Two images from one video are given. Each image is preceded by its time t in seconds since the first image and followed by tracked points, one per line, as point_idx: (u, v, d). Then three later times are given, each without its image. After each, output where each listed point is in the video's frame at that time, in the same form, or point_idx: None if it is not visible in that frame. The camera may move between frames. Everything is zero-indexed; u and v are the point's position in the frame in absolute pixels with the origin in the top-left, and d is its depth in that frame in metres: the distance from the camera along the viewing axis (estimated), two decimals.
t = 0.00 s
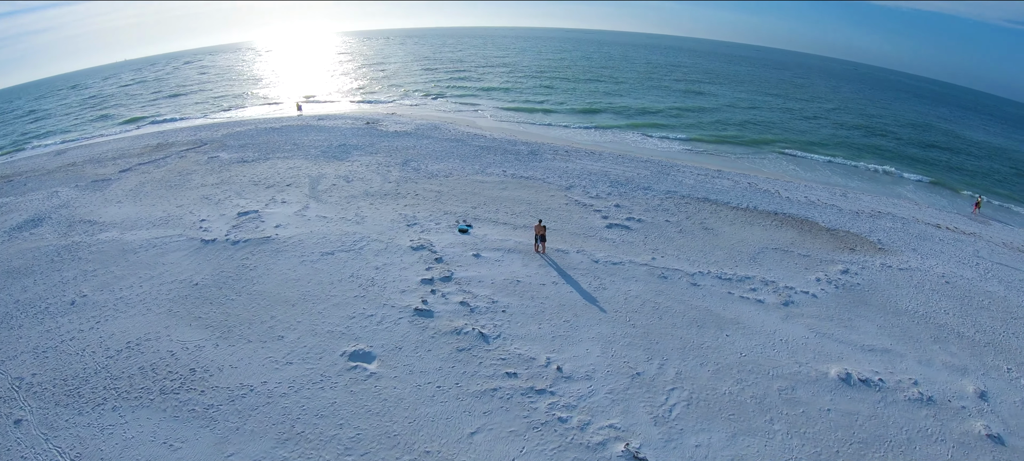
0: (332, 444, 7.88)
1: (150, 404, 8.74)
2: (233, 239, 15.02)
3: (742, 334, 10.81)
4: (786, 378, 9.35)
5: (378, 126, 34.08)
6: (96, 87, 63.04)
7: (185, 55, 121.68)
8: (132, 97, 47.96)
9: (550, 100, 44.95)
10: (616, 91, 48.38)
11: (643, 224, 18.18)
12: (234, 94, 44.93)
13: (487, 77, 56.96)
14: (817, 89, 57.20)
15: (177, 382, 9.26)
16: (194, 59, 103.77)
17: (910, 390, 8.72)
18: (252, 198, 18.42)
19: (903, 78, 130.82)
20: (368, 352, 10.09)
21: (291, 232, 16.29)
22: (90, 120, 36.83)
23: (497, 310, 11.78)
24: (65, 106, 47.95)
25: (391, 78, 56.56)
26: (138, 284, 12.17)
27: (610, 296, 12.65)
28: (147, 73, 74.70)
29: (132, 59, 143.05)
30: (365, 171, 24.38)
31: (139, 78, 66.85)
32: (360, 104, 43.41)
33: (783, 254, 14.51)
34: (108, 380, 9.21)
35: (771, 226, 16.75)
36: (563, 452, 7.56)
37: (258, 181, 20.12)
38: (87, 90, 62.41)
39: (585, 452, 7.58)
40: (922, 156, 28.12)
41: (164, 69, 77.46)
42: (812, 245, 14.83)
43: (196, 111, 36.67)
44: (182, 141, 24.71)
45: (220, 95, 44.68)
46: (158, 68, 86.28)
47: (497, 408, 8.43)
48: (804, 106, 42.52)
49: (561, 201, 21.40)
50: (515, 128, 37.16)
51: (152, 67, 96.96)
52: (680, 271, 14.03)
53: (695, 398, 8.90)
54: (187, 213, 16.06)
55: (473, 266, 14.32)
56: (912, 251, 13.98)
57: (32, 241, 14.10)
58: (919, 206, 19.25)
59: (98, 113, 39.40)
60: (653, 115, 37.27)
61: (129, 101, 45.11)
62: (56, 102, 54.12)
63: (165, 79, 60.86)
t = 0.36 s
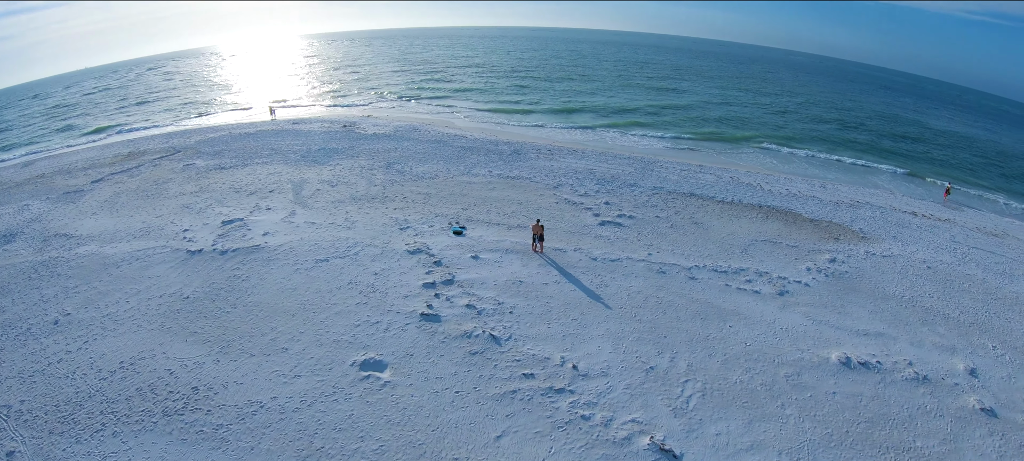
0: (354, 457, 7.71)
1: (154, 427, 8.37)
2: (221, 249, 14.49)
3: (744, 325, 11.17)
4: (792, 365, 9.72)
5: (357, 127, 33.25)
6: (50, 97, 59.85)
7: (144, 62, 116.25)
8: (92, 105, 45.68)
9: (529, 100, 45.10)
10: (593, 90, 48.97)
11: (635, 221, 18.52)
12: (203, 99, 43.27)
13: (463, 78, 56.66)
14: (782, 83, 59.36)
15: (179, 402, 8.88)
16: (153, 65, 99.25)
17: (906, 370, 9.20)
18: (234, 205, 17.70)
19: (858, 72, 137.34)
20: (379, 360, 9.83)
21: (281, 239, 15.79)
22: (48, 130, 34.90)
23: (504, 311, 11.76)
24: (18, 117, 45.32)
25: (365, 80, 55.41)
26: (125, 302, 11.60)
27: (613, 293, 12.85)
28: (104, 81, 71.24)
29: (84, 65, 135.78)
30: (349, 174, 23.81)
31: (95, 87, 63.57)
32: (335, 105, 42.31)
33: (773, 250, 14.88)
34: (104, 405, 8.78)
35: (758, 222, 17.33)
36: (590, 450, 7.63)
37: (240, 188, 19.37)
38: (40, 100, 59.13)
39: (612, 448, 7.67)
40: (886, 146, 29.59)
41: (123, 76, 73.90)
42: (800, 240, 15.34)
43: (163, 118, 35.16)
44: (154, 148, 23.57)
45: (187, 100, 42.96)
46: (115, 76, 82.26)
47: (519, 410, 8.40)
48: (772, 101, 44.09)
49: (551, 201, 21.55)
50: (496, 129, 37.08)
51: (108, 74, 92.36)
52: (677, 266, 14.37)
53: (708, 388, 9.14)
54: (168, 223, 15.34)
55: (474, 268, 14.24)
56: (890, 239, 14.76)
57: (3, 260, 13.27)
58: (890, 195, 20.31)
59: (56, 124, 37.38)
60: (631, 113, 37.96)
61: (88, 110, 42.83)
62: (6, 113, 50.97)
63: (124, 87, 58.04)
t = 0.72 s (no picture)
0: None
1: (161, 450, 8.03)
2: (210, 259, 13.98)
3: (745, 316, 11.53)
4: (794, 352, 10.12)
5: (337, 128, 32.53)
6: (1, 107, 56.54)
7: (99, 69, 110.60)
8: (50, 115, 43.35)
9: (508, 101, 45.10)
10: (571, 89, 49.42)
11: (627, 219, 18.82)
12: (171, 106, 41.56)
13: (440, 79, 56.20)
14: (752, 79, 61.34)
15: (185, 422, 8.53)
16: (111, 72, 94.70)
17: (901, 353, 9.70)
18: (219, 213, 17.05)
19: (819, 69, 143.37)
20: (392, 368, 9.60)
21: (272, 247, 15.33)
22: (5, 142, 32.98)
23: (511, 312, 11.75)
24: None
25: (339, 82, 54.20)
26: (113, 319, 11.09)
27: (615, 290, 13.05)
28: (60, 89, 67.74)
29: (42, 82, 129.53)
30: (334, 177, 23.22)
31: (50, 96, 60.32)
32: (310, 106, 41.15)
33: (763, 241, 15.65)
34: (103, 431, 8.38)
35: (745, 217, 17.91)
36: (616, 446, 7.74)
37: (222, 194, 18.66)
38: None
39: (637, 443, 7.80)
40: (854, 139, 31.01)
41: (80, 84, 70.39)
42: (787, 232, 16.13)
43: (130, 125, 33.65)
44: (125, 157, 22.49)
45: (154, 107, 41.21)
46: (70, 84, 78.16)
47: (539, 410, 8.43)
48: (744, 97, 45.54)
49: (542, 200, 21.65)
50: (478, 129, 37.00)
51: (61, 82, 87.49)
52: (674, 261, 14.70)
53: (719, 379, 9.40)
54: (150, 234, 14.70)
55: (475, 269, 14.20)
56: (871, 230, 15.51)
57: None
58: (863, 187, 21.32)
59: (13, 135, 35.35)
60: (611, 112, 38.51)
61: (45, 120, 40.60)
62: None
63: (82, 95, 55.25)
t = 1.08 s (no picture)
0: None
1: None
2: (199, 272, 13.44)
3: (745, 307, 11.94)
4: (795, 340, 10.55)
5: (314, 131, 31.66)
6: None
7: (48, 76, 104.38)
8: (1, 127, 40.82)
9: (488, 102, 45.06)
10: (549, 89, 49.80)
11: (618, 216, 19.13)
12: (134, 113, 39.68)
13: (416, 81, 55.62)
14: (721, 76, 63.16)
15: (195, 444, 8.19)
16: (64, 82, 89.84)
17: (894, 336, 10.25)
18: (202, 222, 16.38)
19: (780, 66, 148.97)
20: (406, 376, 9.41)
21: (263, 256, 14.85)
22: None
23: (518, 313, 11.76)
24: None
25: (312, 84, 52.87)
26: (103, 339, 10.62)
27: (616, 286, 13.28)
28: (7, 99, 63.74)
29: None
30: (318, 181, 22.62)
31: None
32: (284, 110, 39.96)
33: (752, 234, 16.23)
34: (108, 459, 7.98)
35: (732, 211, 18.53)
36: (640, 440, 7.90)
37: (203, 203, 17.91)
38: None
39: (660, 436, 7.97)
40: (824, 132, 32.39)
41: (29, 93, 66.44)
42: (773, 226, 16.79)
43: (93, 135, 31.96)
44: (93, 168, 21.35)
45: (116, 115, 39.26)
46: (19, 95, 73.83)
47: (561, 409, 8.50)
48: (716, 94, 46.90)
49: (532, 200, 21.74)
50: (459, 131, 36.84)
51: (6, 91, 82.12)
52: (669, 257, 15.06)
53: (729, 369, 9.71)
54: (133, 248, 14.05)
55: (476, 271, 14.16)
56: (850, 221, 16.32)
57: None
58: (837, 179, 22.33)
59: None
60: (591, 112, 39.01)
61: None
62: None
63: (35, 105, 52.28)
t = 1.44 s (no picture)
0: None
1: None
2: (190, 284, 12.92)
3: (744, 299, 12.32)
4: (795, 329, 10.96)
5: (293, 135, 30.83)
6: None
7: None
8: None
9: (468, 103, 44.88)
10: (528, 89, 49.95)
11: (610, 213, 19.38)
12: (97, 121, 37.85)
13: (393, 83, 54.90)
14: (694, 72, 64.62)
15: None
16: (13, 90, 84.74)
17: (886, 322, 10.79)
18: (186, 232, 15.74)
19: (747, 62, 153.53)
20: (421, 382, 9.28)
21: (255, 265, 14.39)
22: None
23: (526, 313, 11.79)
24: None
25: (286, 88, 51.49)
26: (95, 359, 10.15)
27: (618, 284, 13.48)
28: None
29: None
30: (302, 186, 22.01)
31: None
32: (258, 114, 38.74)
33: (741, 228, 16.75)
34: None
35: (719, 206, 19.06)
36: (661, 433, 8.08)
37: (184, 212, 17.19)
38: None
39: (681, 428, 8.17)
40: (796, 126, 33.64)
41: None
42: (760, 219, 17.37)
43: (54, 145, 30.32)
44: (60, 179, 20.27)
45: (77, 124, 37.37)
46: None
47: (581, 407, 8.59)
48: (691, 91, 48.01)
49: (523, 200, 21.78)
50: (441, 132, 36.58)
51: None
52: (665, 252, 15.38)
53: (736, 360, 10.02)
54: (117, 262, 13.44)
55: (477, 273, 14.11)
56: (832, 213, 17.06)
57: None
58: (814, 173, 23.26)
59: None
60: (572, 111, 39.34)
61: None
62: None
63: None
